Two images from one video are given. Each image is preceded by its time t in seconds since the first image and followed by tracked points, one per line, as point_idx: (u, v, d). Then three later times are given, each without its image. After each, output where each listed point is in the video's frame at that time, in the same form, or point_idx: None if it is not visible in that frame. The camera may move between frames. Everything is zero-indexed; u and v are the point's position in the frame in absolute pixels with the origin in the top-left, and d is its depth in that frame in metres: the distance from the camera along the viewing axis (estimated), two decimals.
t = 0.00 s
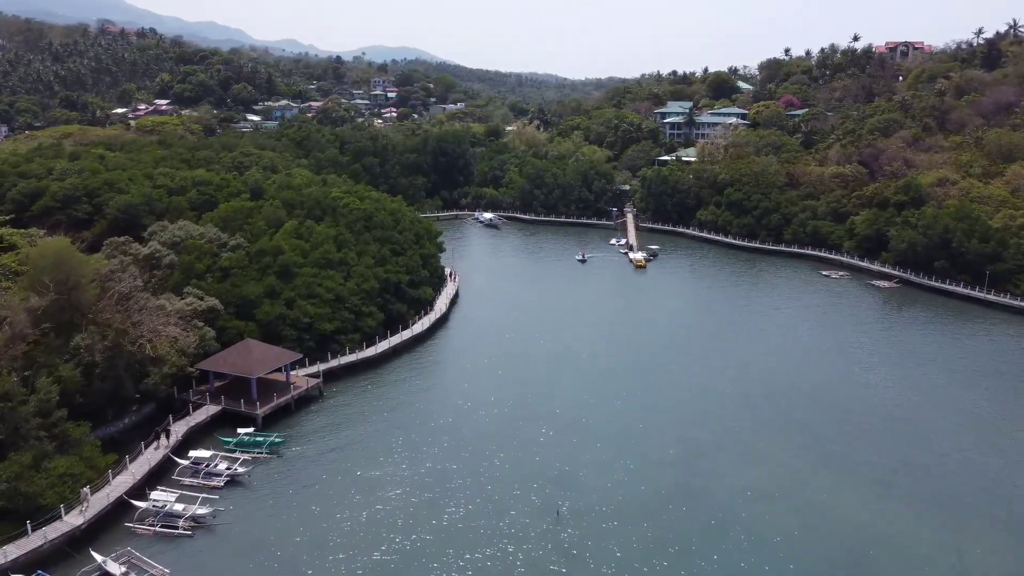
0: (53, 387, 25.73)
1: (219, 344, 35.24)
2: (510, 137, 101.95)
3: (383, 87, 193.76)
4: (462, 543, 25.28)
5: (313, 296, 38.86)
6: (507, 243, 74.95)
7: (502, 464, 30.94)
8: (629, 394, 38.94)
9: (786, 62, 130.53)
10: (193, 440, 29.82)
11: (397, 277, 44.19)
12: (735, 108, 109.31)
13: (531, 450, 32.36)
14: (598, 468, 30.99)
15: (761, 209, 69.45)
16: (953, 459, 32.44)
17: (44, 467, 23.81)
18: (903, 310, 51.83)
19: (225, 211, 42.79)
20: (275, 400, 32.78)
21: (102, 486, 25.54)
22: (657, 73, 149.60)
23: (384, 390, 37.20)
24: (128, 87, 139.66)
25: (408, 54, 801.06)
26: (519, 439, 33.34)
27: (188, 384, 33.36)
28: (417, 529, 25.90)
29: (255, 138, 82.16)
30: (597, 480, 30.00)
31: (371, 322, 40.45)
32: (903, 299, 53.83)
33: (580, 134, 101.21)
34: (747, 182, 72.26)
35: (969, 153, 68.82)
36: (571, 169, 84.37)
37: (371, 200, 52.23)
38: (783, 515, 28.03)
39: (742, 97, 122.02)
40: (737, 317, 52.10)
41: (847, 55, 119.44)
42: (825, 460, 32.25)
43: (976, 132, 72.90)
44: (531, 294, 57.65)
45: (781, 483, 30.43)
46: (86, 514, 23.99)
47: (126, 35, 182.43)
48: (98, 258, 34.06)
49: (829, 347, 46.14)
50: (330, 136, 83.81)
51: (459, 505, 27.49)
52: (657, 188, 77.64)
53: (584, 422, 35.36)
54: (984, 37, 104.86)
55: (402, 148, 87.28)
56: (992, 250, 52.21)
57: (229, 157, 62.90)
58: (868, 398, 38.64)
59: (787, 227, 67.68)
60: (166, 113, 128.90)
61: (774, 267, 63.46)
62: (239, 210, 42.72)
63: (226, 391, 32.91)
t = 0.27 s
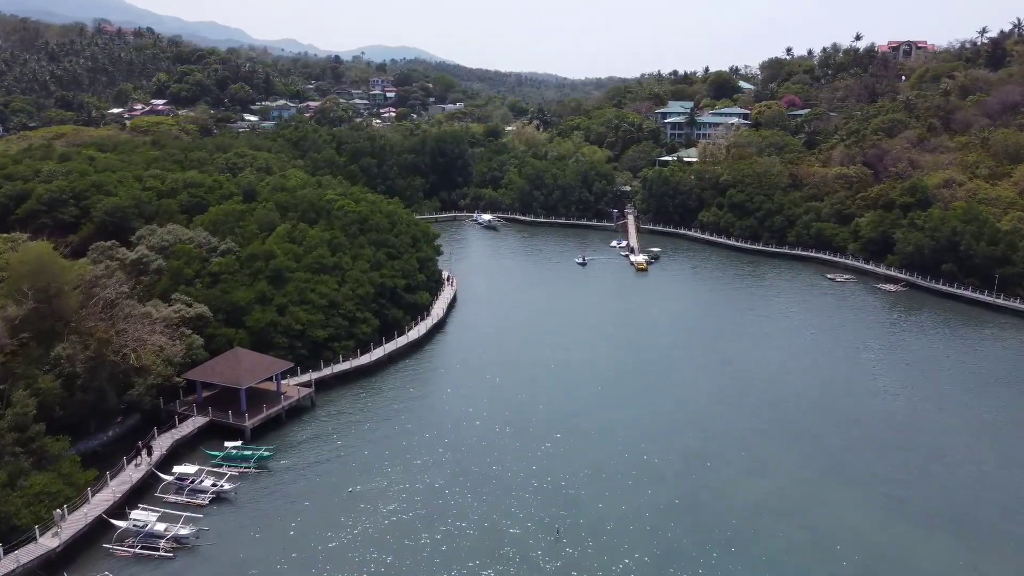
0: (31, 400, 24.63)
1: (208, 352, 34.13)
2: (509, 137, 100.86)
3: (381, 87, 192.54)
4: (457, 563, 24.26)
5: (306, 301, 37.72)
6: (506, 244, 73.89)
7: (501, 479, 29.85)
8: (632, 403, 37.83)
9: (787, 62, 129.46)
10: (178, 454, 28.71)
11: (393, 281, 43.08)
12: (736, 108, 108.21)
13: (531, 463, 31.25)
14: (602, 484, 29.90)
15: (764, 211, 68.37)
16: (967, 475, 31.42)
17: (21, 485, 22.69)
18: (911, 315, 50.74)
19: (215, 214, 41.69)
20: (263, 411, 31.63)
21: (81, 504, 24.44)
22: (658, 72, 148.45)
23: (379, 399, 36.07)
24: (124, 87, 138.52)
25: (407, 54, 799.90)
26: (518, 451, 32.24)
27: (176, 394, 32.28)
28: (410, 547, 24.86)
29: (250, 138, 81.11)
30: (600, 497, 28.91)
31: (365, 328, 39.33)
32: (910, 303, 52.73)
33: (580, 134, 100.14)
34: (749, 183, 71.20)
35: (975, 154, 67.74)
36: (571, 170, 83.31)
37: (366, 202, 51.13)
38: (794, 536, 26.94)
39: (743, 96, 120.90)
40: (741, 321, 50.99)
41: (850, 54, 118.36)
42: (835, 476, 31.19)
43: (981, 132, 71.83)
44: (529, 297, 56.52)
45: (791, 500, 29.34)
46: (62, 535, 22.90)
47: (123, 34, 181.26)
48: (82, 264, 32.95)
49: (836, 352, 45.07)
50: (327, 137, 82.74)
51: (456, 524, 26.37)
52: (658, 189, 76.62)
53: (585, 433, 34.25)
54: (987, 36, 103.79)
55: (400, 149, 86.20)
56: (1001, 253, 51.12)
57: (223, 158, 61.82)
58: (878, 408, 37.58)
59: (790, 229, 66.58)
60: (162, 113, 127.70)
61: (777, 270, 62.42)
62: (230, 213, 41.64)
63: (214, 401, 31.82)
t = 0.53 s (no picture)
0: None
1: (184, 361, 32.85)
2: (498, 137, 99.71)
3: (369, 86, 190.99)
4: None
5: (287, 308, 36.52)
6: (494, 246, 72.80)
7: (489, 494, 28.70)
8: (624, 411, 36.79)
9: (777, 61, 128.95)
10: (151, 470, 27.46)
11: (378, 286, 41.91)
12: (727, 108, 107.51)
13: (521, 476, 30.13)
14: (594, 498, 28.80)
15: (756, 212, 67.58)
16: (970, 488, 30.53)
17: None
18: (905, 318, 49.96)
19: (193, 217, 40.39)
20: (242, 423, 30.42)
21: (45, 527, 23.16)
22: (647, 72, 147.61)
23: (363, 410, 34.86)
24: (107, 87, 136.44)
25: (395, 53, 797.14)
26: (508, 464, 31.10)
27: (150, 407, 30.99)
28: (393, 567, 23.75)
29: (233, 139, 79.64)
30: (593, 513, 27.81)
31: (349, 335, 38.15)
32: (904, 306, 51.94)
33: (569, 134, 99.14)
34: (741, 184, 70.39)
35: (968, 154, 67.20)
36: (560, 170, 82.30)
37: (351, 205, 49.91)
38: (793, 553, 26.01)
39: (734, 96, 120.23)
40: (734, 324, 50.04)
41: (840, 54, 117.93)
42: (835, 489, 30.24)
43: (973, 132, 71.32)
44: (518, 300, 55.47)
45: (791, 515, 28.36)
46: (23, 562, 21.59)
47: (107, 34, 178.88)
48: (51, 271, 31.55)
49: (831, 357, 44.22)
50: (312, 137, 81.37)
51: (443, 543, 25.20)
52: (648, 190, 75.73)
53: (577, 444, 33.17)
54: (977, 36, 103.52)
55: (387, 149, 84.95)
56: (996, 255, 50.46)
57: (204, 159, 60.41)
58: (875, 417, 36.70)
59: (782, 230, 65.82)
60: (146, 113, 125.83)
61: (769, 272, 61.64)
62: (209, 217, 40.37)
63: (190, 414, 30.57)
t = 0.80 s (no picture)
0: None
1: (158, 373, 31.51)
2: (485, 138, 98.53)
3: (355, 86, 189.34)
4: None
5: (267, 316, 35.24)
6: (482, 249, 71.65)
7: (477, 508, 27.60)
8: (615, 420, 35.69)
9: (765, 61, 128.47)
10: (121, 490, 26.14)
11: (361, 292, 40.67)
12: (715, 108, 106.83)
13: (509, 489, 28.99)
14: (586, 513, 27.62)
15: (746, 213, 66.81)
16: (975, 500, 29.60)
17: None
18: (899, 321, 49.20)
19: (169, 221, 39.00)
20: (217, 437, 29.13)
21: (4, 553, 21.82)
22: (635, 72, 146.80)
23: (344, 421, 33.54)
24: (88, 87, 134.12)
25: (382, 53, 793.94)
26: (496, 477, 29.86)
27: (121, 421, 29.61)
28: None
29: (215, 139, 78.05)
30: (586, 529, 26.60)
31: (331, 343, 36.89)
32: (898, 309, 51.18)
33: (558, 135, 98.12)
34: (731, 185, 69.60)
35: (959, 155, 66.72)
36: (548, 171, 81.25)
37: (334, 208, 48.61)
38: (792, 568, 25.10)
39: (722, 96, 119.63)
40: (726, 328, 49.10)
41: (828, 53, 117.56)
42: (836, 502, 29.21)
43: (964, 133, 70.87)
44: (506, 304, 54.37)
45: (791, 530, 27.29)
46: None
47: (88, 33, 176.18)
48: (17, 278, 30.11)
49: (825, 362, 43.28)
50: (296, 138, 79.91)
51: (429, 565, 23.89)
52: (637, 192, 74.82)
53: (567, 455, 32.02)
54: (965, 35, 103.37)
55: (372, 150, 83.60)
56: (990, 257, 49.84)
57: (183, 161, 58.89)
58: (873, 425, 35.79)
59: (773, 232, 65.07)
60: (127, 114, 123.75)
61: (760, 274, 60.86)
62: (186, 220, 39.03)
63: (163, 428, 29.25)
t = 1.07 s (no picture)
0: None
1: (138, 384, 30.27)
2: (479, 138, 97.37)
3: (348, 86, 187.95)
4: None
5: (252, 323, 34.02)
6: (476, 251, 70.51)
7: (470, 527, 26.54)
8: (614, 431, 34.59)
9: (761, 61, 127.63)
10: (95, 509, 24.92)
11: (351, 298, 39.48)
12: (711, 108, 105.92)
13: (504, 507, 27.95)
14: (586, 535, 26.53)
15: (744, 215, 65.81)
16: (988, 518, 28.66)
17: None
18: (902, 325, 48.28)
19: (152, 225, 37.75)
20: (198, 452, 27.90)
21: None
22: (630, 72, 145.93)
23: (333, 432, 32.35)
24: (76, 87, 132.44)
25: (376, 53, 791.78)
26: (492, 495, 28.73)
27: (98, 435, 28.37)
28: None
29: (204, 140, 76.73)
30: (586, 552, 25.52)
31: (319, 351, 35.68)
32: (900, 313, 50.27)
33: (552, 135, 97.04)
34: (729, 186, 68.65)
35: (958, 156, 65.90)
36: (543, 172, 80.18)
37: (323, 210, 47.41)
38: None
39: (718, 96, 118.81)
40: (725, 332, 48.06)
41: (824, 53, 116.78)
42: (844, 522, 28.21)
43: (963, 133, 70.07)
44: (501, 307, 53.23)
45: (800, 554, 26.25)
46: None
47: (78, 32, 174.40)
48: None
49: (828, 367, 42.27)
50: (287, 138, 78.64)
51: None
52: (634, 193, 73.81)
53: (565, 470, 30.89)
54: (962, 35, 102.70)
55: (365, 151, 82.39)
56: (993, 260, 48.88)
57: (170, 162, 57.59)
58: (879, 435, 34.79)
59: (771, 234, 64.13)
60: (117, 114, 122.20)
61: (759, 277, 59.90)
62: (169, 224, 37.79)
63: (142, 442, 28.02)
